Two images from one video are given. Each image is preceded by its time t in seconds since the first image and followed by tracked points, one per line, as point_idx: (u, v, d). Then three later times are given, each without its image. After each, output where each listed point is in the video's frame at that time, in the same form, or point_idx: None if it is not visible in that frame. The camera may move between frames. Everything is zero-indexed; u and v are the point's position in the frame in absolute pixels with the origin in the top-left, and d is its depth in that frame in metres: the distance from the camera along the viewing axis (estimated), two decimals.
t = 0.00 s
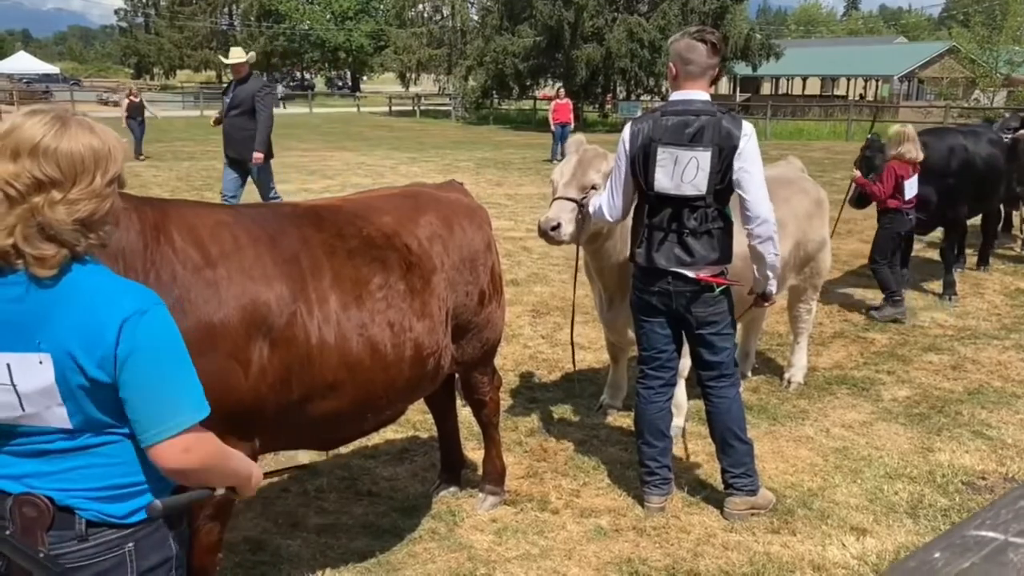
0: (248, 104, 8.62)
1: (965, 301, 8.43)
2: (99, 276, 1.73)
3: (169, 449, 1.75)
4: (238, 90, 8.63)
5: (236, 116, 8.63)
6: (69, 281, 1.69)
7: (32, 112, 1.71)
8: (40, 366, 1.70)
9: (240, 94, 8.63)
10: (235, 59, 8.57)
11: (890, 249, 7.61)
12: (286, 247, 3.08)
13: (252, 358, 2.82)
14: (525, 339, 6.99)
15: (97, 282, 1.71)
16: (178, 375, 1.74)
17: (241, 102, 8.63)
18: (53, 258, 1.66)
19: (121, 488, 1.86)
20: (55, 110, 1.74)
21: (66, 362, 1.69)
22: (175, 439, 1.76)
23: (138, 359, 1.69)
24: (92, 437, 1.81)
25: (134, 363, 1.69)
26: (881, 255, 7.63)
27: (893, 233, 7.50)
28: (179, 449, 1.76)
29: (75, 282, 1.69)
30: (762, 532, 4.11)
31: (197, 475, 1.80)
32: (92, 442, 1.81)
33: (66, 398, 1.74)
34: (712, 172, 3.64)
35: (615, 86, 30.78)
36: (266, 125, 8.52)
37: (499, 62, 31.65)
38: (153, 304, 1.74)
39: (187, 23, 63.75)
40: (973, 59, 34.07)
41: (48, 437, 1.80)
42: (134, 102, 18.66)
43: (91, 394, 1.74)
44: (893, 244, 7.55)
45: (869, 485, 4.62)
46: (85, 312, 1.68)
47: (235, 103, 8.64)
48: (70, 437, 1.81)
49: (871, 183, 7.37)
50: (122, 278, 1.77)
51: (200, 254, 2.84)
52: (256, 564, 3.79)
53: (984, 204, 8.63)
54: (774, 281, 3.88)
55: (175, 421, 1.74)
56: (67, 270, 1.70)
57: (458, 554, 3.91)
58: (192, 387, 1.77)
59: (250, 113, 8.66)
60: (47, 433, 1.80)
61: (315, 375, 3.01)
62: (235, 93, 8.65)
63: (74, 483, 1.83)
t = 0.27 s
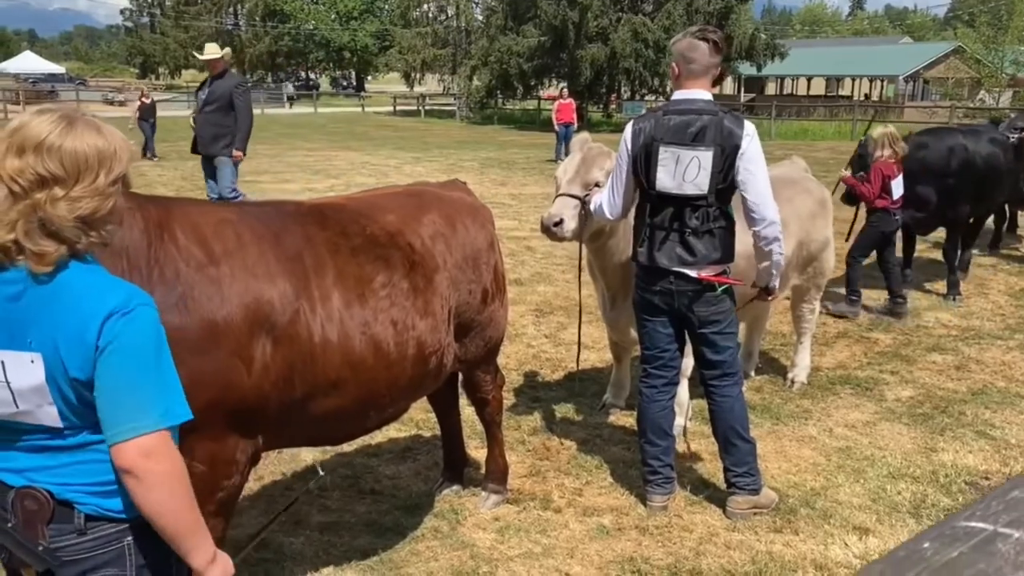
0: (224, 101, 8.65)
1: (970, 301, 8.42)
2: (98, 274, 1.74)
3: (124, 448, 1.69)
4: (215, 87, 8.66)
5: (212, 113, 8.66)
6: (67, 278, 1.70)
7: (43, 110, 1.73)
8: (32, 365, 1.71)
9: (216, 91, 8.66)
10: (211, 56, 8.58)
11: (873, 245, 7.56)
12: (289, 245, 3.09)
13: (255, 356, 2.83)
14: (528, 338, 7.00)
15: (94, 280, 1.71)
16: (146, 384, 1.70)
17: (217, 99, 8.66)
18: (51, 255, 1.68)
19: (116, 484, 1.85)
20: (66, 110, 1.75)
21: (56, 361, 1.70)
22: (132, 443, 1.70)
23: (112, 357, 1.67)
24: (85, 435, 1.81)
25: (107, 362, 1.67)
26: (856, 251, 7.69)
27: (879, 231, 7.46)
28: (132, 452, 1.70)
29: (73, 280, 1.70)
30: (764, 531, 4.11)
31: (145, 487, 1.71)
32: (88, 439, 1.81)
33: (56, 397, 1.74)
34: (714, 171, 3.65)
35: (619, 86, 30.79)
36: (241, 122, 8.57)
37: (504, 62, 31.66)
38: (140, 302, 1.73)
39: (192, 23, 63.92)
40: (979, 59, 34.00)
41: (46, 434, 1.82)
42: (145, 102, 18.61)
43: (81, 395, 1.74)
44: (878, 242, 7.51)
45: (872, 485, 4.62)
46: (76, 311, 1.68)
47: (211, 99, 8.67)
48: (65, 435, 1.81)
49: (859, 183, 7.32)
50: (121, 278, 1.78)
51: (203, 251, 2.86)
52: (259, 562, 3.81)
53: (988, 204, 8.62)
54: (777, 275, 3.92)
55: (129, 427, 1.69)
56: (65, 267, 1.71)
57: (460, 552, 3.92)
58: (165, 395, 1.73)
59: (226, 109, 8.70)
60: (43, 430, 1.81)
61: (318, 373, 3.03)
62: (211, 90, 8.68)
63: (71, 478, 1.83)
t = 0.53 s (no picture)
0: (209, 102, 8.64)
1: (979, 302, 8.39)
2: (99, 272, 1.76)
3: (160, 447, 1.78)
4: (199, 87, 8.64)
5: (197, 113, 8.64)
6: (69, 277, 1.72)
7: (41, 109, 1.75)
8: (40, 364, 1.73)
9: (201, 90, 8.64)
10: (196, 55, 8.59)
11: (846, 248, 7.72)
12: (297, 244, 3.11)
13: (263, 354, 2.86)
14: (535, 338, 7.02)
15: (97, 279, 1.74)
16: (166, 384, 1.75)
17: (202, 99, 8.64)
18: (53, 252, 1.69)
19: (120, 481, 1.88)
20: (64, 107, 1.78)
21: (67, 362, 1.73)
22: (167, 441, 1.78)
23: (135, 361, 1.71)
24: (88, 432, 1.84)
25: (131, 363, 1.71)
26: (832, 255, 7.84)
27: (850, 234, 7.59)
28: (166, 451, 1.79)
29: (76, 279, 1.72)
30: (770, 531, 4.11)
31: (181, 480, 1.82)
32: (92, 436, 1.84)
33: (64, 396, 1.77)
34: (717, 170, 3.65)
35: (629, 86, 30.78)
36: (225, 121, 8.52)
37: (513, 62, 31.66)
38: (150, 303, 1.75)
39: (203, 23, 64.14)
40: (991, 60, 33.82)
41: (50, 433, 1.84)
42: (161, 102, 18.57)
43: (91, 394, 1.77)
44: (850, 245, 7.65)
45: (879, 485, 4.61)
46: (83, 312, 1.71)
47: (195, 99, 8.64)
48: (69, 433, 1.84)
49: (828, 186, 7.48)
50: (122, 275, 1.80)
51: (211, 250, 2.88)
52: (266, 559, 3.83)
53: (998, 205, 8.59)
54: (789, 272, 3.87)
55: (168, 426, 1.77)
56: (66, 267, 1.73)
57: (466, 550, 3.93)
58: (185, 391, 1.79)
59: (210, 110, 8.67)
60: (47, 428, 1.83)
61: (325, 371, 3.05)
62: (195, 90, 8.66)
63: (73, 474, 1.86)
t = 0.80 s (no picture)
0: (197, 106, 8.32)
1: (996, 304, 8.33)
2: (118, 269, 1.78)
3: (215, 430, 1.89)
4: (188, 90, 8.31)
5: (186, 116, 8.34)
6: (90, 274, 1.75)
7: (53, 108, 1.77)
8: (66, 359, 1.75)
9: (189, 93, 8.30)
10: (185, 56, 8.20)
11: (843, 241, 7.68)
12: (313, 242, 3.13)
13: (278, 352, 2.87)
14: (549, 338, 7.02)
15: (120, 275, 1.77)
16: (208, 367, 1.82)
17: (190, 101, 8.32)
18: (72, 250, 1.72)
19: (135, 474, 1.91)
20: (75, 105, 1.80)
21: (96, 357, 1.76)
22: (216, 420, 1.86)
23: (173, 355, 1.77)
24: (104, 423, 1.86)
25: (167, 355, 1.77)
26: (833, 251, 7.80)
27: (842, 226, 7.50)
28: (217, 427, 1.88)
29: (97, 276, 1.75)
30: (784, 532, 4.10)
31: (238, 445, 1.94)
32: (109, 429, 1.87)
33: (88, 389, 1.79)
34: (733, 170, 3.64)
35: (643, 86, 30.73)
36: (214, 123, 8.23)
37: (527, 62, 31.66)
38: (177, 296, 1.80)
39: (219, 23, 64.51)
40: (1009, 60, 33.53)
41: (68, 425, 1.85)
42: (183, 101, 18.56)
43: (117, 386, 1.81)
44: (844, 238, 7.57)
45: (893, 488, 4.59)
46: (110, 308, 1.74)
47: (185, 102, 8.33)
48: (87, 427, 1.86)
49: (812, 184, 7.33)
50: (141, 271, 1.82)
51: (228, 248, 2.90)
52: (280, 555, 3.85)
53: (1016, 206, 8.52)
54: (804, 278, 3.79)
55: (211, 411, 1.84)
56: (86, 264, 1.75)
57: (479, 549, 3.94)
58: (217, 378, 1.85)
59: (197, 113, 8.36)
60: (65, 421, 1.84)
61: (340, 368, 3.06)
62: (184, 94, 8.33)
63: (88, 468, 1.87)
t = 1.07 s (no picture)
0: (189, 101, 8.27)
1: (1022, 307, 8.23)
2: (143, 264, 1.80)
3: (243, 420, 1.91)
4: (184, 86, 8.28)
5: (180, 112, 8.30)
6: (116, 269, 1.77)
7: (82, 104, 1.79)
8: (90, 352, 1.77)
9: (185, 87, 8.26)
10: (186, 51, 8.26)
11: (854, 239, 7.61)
12: (336, 241, 3.15)
13: (301, 349, 2.89)
14: (569, 338, 7.02)
15: (144, 270, 1.79)
16: (227, 353, 1.82)
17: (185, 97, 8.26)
18: (99, 245, 1.74)
19: (159, 467, 1.92)
20: (103, 102, 1.81)
21: (119, 351, 1.78)
22: (241, 412, 1.88)
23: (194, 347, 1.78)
24: (131, 417, 1.88)
25: (186, 348, 1.78)
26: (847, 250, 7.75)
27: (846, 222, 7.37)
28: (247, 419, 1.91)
29: (122, 271, 1.77)
30: (805, 535, 4.08)
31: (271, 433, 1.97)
32: (133, 421, 1.89)
33: (112, 381, 1.81)
34: (763, 172, 3.63)
35: (666, 86, 30.64)
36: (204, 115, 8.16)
37: (549, 62, 31.63)
38: (200, 291, 1.82)
39: (243, 23, 65.00)
40: None
41: (94, 417, 1.87)
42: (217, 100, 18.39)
43: (139, 380, 1.83)
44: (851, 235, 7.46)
45: (917, 492, 4.55)
46: (134, 303, 1.76)
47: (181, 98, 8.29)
48: (111, 419, 1.88)
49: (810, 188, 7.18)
50: (166, 266, 1.84)
51: (252, 247, 2.92)
52: (302, 551, 3.87)
53: None
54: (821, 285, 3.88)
55: (232, 405, 1.85)
56: (112, 258, 1.77)
57: (499, 547, 3.95)
58: (238, 368, 1.85)
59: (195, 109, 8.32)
60: (91, 413, 1.87)
61: (363, 366, 3.08)
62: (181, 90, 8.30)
63: (115, 460, 1.89)
